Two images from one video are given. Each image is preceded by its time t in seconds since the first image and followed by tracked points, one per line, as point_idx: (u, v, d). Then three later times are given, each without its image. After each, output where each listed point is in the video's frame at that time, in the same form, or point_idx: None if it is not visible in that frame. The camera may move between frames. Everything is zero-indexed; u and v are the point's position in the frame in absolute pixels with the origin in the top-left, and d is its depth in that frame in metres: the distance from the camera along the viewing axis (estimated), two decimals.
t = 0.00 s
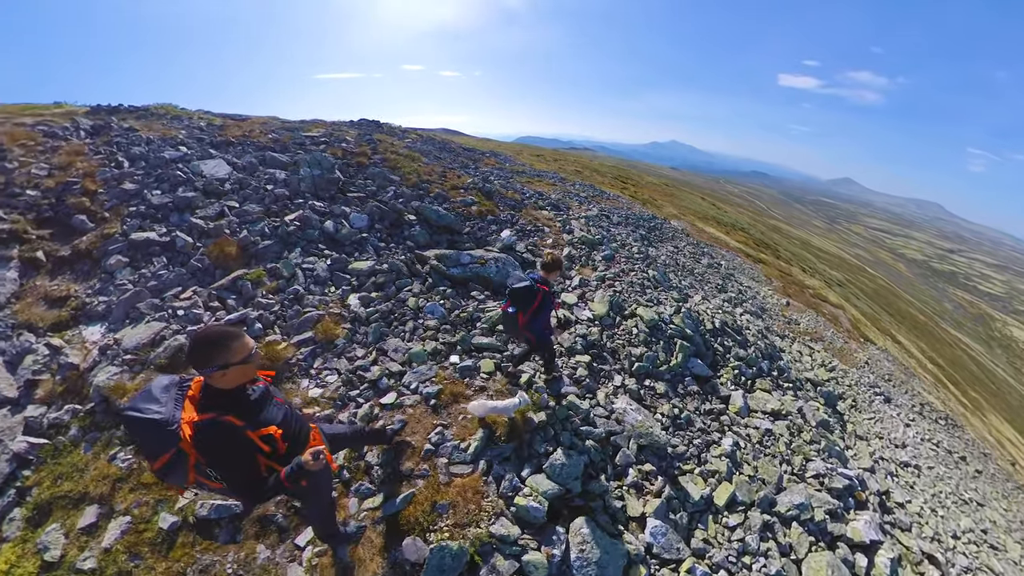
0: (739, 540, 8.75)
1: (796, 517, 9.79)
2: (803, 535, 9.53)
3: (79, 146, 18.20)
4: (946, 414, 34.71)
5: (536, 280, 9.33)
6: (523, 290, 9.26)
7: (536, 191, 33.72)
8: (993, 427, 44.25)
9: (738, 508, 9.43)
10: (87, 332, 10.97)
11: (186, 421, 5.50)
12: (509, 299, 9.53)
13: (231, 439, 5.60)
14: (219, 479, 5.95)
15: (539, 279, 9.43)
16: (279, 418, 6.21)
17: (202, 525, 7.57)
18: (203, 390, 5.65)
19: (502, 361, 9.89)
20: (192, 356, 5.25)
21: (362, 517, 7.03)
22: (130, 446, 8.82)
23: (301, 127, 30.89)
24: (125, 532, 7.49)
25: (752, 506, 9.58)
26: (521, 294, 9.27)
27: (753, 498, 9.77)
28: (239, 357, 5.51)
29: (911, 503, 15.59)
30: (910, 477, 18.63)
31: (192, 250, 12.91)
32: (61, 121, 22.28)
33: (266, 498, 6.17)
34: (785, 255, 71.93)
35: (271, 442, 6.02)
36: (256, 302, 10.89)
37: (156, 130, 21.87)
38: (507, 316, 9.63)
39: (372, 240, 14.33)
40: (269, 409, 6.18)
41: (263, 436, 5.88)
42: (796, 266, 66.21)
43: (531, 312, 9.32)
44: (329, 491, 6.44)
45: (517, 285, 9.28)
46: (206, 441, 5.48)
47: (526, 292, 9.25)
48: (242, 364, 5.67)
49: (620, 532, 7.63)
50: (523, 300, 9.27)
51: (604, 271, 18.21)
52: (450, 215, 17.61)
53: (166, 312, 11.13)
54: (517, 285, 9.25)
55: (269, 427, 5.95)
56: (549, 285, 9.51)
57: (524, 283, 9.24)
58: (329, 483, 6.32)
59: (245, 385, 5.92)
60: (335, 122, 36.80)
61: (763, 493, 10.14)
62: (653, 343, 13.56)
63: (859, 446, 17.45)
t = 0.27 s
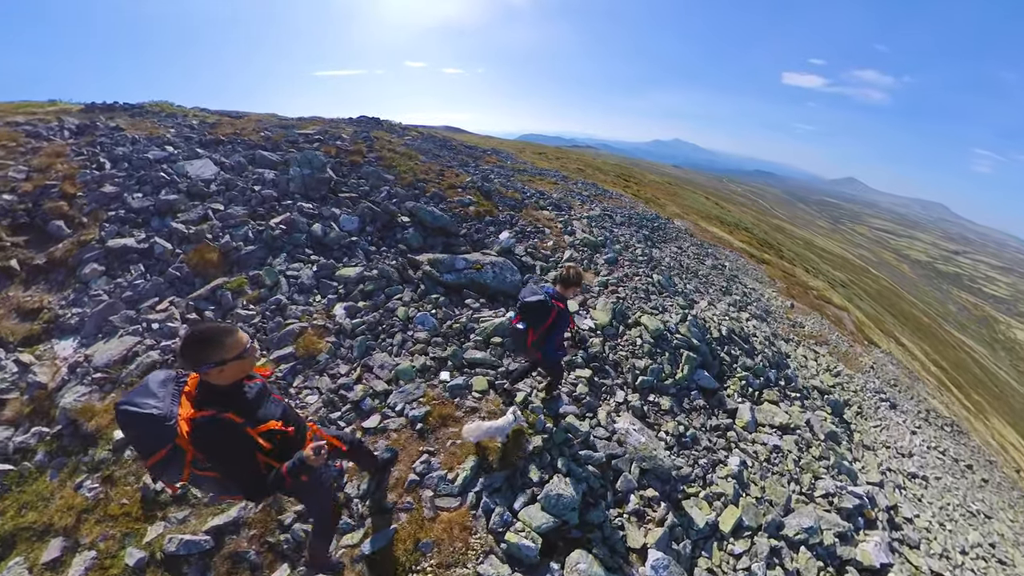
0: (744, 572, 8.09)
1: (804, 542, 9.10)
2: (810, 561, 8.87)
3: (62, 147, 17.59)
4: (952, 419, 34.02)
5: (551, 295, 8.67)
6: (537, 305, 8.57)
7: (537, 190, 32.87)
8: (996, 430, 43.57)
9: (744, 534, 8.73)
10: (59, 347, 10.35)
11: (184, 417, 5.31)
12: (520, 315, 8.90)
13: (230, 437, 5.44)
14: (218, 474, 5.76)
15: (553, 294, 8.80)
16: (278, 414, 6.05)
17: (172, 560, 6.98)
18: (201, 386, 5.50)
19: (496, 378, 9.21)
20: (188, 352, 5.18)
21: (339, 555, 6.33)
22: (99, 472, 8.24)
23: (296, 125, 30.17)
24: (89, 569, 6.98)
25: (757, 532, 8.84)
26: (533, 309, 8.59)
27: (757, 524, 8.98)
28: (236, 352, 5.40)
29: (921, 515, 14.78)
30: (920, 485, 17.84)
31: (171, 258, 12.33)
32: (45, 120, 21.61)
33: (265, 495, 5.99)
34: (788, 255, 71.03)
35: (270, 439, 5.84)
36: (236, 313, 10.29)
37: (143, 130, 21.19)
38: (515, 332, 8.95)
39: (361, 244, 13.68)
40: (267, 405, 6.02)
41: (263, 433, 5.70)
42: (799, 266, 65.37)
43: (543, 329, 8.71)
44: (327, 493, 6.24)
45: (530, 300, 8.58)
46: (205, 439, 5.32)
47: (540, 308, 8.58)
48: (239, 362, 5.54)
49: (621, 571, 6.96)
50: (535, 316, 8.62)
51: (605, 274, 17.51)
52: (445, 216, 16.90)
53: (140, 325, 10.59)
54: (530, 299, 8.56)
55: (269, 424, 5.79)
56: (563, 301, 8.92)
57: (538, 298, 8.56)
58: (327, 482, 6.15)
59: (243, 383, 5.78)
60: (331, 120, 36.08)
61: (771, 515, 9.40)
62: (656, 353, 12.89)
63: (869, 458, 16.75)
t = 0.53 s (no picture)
0: None
1: (808, 560, 8.75)
2: None
3: (54, 149, 17.36)
4: (958, 425, 33.48)
5: (560, 307, 8.42)
6: (545, 316, 8.29)
7: (538, 191, 32.47)
8: (1001, 435, 42.98)
9: (746, 552, 8.40)
10: (43, 356, 10.09)
11: (179, 408, 5.24)
12: (524, 330, 8.57)
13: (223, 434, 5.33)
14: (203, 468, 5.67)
15: (561, 307, 8.54)
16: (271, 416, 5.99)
17: None
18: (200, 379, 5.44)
19: (489, 391, 8.89)
20: (194, 344, 5.08)
21: None
22: (80, 487, 7.94)
23: (294, 126, 29.86)
24: None
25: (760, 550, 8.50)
26: (541, 321, 8.30)
27: (762, 541, 8.69)
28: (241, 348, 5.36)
29: (927, 528, 14.38)
30: (926, 495, 17.42)
31: (160, 263, 12.09)
32: (40, 121, 21.35)
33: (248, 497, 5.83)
34: (791, 257, 70.48)
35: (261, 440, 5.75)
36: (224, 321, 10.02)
37: (138, 131, 20.94)
38: (520, 345, 8.60)
39: (356, 248, 13.39)
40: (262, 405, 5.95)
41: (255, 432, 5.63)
42: (803, 268, 64.76)
43: (551, 342, 8.38)
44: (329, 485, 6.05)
45: (538, 311, 8.31)
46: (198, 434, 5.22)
47: (549, 320, 8.28)
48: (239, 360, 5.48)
49: None
50: (543, 328, 8.31)
51: (606, 279, 17.16)
52: (442, 219, 16.58)
53: (125, 333, 10.35)
54: (538, 310, 8.29)
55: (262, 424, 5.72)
56: (571, 315, 8.66)
57: (546, 309, 8.29)
58: (321, 479, 6.00)
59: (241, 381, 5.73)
60: (330, 121, 35.79)
61: (773, 532, 9.08)
62: (657, 362, 12.55)
63: (875, 468, 16.35)
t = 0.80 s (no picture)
0: None
1: None
2: None
3: (52, 150, 17.29)
4: (962, 432, 33.14)
5: (560, 320, 8.18)
6: (545, 330, 8.11)
7: (539, 193, 32.29)
8: (1006, 441, 42.53)
9: (746, 567, 8.17)
10: (36, 358, 9.96)
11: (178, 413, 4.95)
12: (524, 343, 8.43)
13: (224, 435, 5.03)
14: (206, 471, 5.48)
15: (562, 318, 8.28)
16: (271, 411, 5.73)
17: None
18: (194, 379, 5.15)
19: (482, 399, 8.73)
20: (185, 344, 4.75)
21: None
22: (67, 494, 7.76)
23: (295, 127, 29.79)
24: None
25: (760, 566, 8.29)
26: (541, 335, 8.14)
27: (762, 556, 8.49)
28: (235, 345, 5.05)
29: (932, 538, 14.13)
30: (931, 504, 17.15)
31: (154, 265, 11.94)
32: (38, 121, 21.25)
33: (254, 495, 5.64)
34: (793, 260, 70.14)
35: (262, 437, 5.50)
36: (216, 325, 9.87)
37: (138, 132, 20.83)
38: (520, 358, 8.48)
39: (351, 251, 13.24)
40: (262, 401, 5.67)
41: (256, 430, 5.37)
42: (806, 271, 64.39)
43: (551, 356, 8.22)
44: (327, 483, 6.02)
45: (538, 325, 8.13)
46: (199, 436, 4.94)
47: (549, 334, 8.10)
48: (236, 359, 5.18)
49: None
50: (543, 342, 8.14)
51: (605, 282, 16.97)
52: (440, 222, 16.42)
53: (116, 337, 10.24)
54: (539, 324, 8.11)
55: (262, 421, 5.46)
56: (572, 326, 8.33)
57: (546, 323, 8.09)
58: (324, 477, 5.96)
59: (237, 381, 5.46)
60: (331, 122, 35.70)
61: (774, 546, 8.89)
62: (657, 369, 12.35)
63: (879, 477, 16.09)
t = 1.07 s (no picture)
0: None
1: None
2: None
3: (46, 150, 16.90)
4: (968, 437, 32.64)
5: (550, 328, 7.93)
6: (535, 339, 7.89)
7: (540, 193, 31.97)
8: (1013, 445, 41.95)
9: None
10: (22, 360, 9.64)
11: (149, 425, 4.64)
12: (514, 350, 8.17)
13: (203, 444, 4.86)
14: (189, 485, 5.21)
15: (553, 326, 8.03)
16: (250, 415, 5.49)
17: None
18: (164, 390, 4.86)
19: (472, 406, 8.48)
20: (149, 355, 4.46)
21: None
22: (47, 498, 7.47)
23: (294, 127, 29.56)
24: None
25: None
26: (531, 344, 7.91)
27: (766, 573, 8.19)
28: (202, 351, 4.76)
29: (940, 549, 13.76)
30: (939, 513, 16.77)
31: (144, 267, 11.63)
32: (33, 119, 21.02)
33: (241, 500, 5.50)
34: (797, 261, 69.59)
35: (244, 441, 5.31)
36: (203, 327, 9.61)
37: (134, 131, 20.55)
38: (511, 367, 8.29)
39: (345, 252, 13.01)
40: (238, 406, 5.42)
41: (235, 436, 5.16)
42: (810, 272, 63.80)
43: (542, 365, 7.99)
44: (316, 484, 5.83)
45: (527, 334, 7.91)
46: (176, 447, 4.73)
47: (539, 343, 7.88)
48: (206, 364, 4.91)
49: None
50: (533, 351, 7.90)
51: (605, 284, 16.67)
52: (437, 222, 16.16)
53: (103, 339, 9.94)
54: (528, 333, 7.88)
55: (242, 426, 5.25)
56: (563, 333, 8.11)
57: (535, 332, 7.86)
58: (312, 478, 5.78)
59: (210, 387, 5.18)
60: (331, 122, 35.48)
61: (776, 562, 8.62)
62: (657, 375, 12.06)
63: (885, 485, 15.73)
